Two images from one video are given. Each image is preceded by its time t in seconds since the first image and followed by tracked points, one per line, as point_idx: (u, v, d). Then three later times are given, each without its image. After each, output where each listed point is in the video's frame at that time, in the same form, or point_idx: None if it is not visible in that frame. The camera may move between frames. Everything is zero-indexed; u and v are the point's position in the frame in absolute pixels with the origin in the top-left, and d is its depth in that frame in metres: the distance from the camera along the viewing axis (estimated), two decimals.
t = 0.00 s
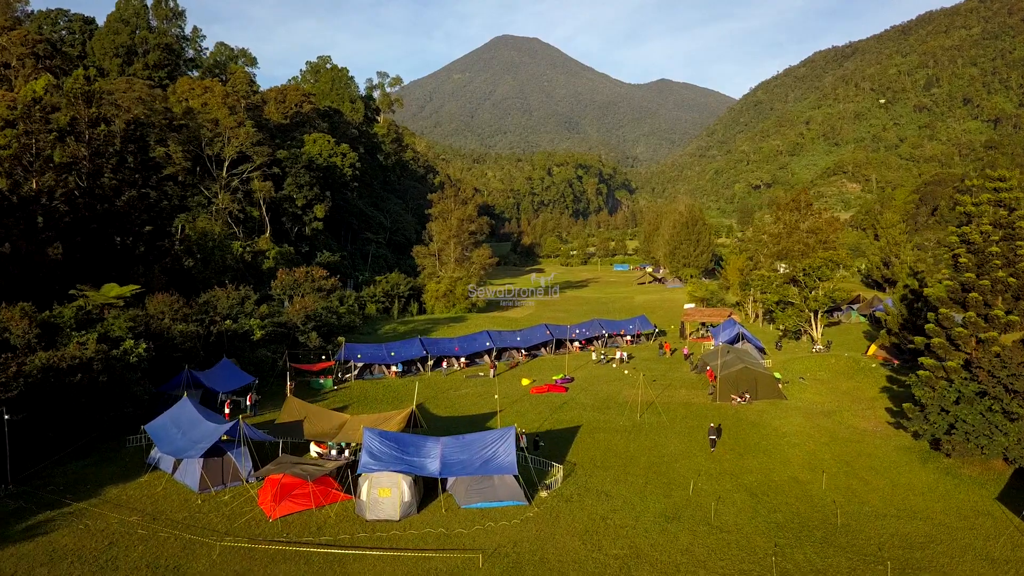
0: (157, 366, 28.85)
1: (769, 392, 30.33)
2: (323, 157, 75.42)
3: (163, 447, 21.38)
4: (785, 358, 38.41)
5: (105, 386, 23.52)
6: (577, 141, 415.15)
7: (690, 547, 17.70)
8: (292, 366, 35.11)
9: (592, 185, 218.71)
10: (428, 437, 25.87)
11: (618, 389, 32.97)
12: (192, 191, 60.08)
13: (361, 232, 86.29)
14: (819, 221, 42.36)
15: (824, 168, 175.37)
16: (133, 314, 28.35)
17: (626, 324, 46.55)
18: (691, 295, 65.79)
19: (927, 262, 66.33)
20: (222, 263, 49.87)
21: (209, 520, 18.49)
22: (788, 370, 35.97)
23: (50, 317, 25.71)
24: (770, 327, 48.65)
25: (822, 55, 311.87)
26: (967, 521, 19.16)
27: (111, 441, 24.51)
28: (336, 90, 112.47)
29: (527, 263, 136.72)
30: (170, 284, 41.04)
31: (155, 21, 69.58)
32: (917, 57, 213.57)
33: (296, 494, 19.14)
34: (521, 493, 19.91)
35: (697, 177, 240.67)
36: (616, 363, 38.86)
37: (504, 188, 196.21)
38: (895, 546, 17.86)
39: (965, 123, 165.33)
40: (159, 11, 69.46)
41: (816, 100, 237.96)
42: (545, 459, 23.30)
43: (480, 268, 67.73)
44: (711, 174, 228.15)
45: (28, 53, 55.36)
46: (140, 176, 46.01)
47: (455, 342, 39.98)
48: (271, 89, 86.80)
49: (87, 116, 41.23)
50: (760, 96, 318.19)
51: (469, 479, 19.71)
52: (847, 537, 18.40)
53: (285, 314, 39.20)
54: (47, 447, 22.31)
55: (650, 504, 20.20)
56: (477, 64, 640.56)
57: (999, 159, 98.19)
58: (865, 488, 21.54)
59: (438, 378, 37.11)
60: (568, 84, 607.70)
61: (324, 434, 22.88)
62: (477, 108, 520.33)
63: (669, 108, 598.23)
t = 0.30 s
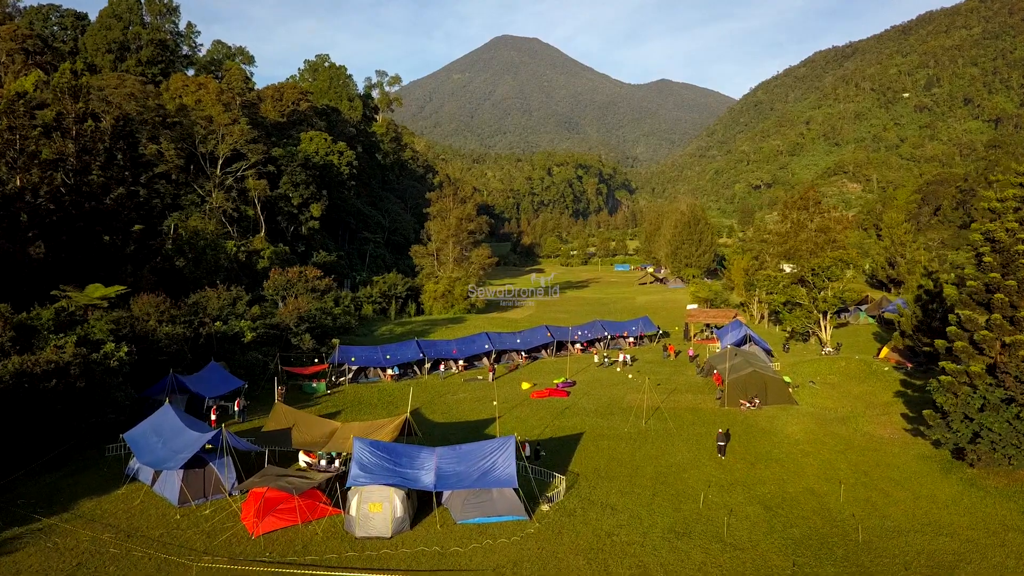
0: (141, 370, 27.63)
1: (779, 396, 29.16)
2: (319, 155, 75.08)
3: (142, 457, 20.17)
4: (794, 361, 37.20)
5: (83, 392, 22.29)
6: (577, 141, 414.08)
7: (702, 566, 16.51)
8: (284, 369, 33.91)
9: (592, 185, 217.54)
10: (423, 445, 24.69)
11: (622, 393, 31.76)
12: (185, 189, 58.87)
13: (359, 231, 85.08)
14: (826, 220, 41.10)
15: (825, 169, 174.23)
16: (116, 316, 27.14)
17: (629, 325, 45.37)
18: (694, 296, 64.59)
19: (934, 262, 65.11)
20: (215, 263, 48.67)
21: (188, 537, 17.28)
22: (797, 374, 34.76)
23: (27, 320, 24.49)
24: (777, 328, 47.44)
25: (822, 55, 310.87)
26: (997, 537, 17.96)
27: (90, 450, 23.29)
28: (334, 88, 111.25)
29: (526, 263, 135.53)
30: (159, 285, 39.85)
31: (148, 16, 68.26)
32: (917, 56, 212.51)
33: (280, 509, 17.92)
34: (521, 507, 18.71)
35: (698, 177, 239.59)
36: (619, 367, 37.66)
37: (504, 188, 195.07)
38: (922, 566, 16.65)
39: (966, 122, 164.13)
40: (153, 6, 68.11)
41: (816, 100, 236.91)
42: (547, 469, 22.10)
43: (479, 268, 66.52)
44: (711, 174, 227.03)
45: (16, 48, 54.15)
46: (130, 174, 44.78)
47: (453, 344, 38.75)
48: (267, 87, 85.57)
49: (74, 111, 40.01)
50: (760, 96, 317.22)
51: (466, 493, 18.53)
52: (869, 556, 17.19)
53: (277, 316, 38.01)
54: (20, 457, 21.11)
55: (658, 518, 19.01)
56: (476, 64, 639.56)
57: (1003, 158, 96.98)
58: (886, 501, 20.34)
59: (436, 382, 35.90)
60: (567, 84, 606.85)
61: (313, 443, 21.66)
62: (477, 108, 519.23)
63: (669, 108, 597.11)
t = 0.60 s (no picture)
0: (123, 374, 26.38)
1: (790, 402, 27.91)
2: (317, 153, 73.42)
3: (118, 469, 18.98)
4: (803, 364, 36.02)
5: (58, 399, 21.05)
6: (577, 141, 413.01)
7: None
8: (275, 372, 32.73)
9: (592, 185, 216.37)
10: (418, 454, 23.50)
11: (626, 398, 30.58)
12: (178, 187, 57.69)
13: (356, 231, 83.92)
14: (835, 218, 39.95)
15: (825, 169, 173.07)
16: (96, 318, 25.88)
17: (632, 327, 44.18)
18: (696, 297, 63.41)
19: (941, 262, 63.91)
20: (207, 263, 47.50)
21: (163, 557, 16.08)
22: (807, 377, 33.58)
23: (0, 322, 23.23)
24: (783, 330, 46.29)
25: (822, 55, 309.97)
26: None
27: (67, 459, 22.03)
28: (332, 86, 110.04)
29: (526, 263, 134.34)
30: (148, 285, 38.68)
31: (141, 11, 66.90)
32: (917, 56, 211.54)
33: (262, 526, 16.76)
34: (521, 523, 17.49)
35: (698, 177, 238.51)
36: (621, 370, 36.50)
37: (504, 188, 193.91)
38: None
39: (968, 122, 163.02)
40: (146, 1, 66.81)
41: (817, 100, 235.87)
42: (548, 480, 20.92)
43: (478, 268, 65.37)
44: (711, 175, 225.94)
45: (5, 43, 52.97)
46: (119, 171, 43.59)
47: (450, 346, 37.53)
48: (264, 84, 84.38)
49: (60, 106, 38.79)
50: (760, 96, 316.23)
51: (463, 507, 17.33)
52: None
53: (269, 317, 36.76)
54: None
55: (668, 534, 17.81)
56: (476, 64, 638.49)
57: (1007, 157, 95.84)
58: (909, 514, 19.09)
59: (432, 386, 34.71)
60: (567, 84, 605.83)
61: (301, 452, 20.49)
62: (477, 109, 518.08)
63: (669, 108, 596.25)
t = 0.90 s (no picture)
0: (104, 379, 25.13)
1: (803, 408, 26.64)
2: (313, 151, 72.19)
3: (92, 482, 17.77)
4: (813, 366, 34.83)
5: (30, 406, 19.83)
6: (577, 142, 411.69)
7: None
8: (266, 375, 31.52)
9: (592, 184, 215.13)
10: (412, 464, 22.29)
11: (630, 403, 29.37)
12: (171, 185, 56.47)
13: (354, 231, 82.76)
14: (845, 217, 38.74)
15: (826, 169, 171.88)
16: (75, 320, 24.63)
17: (635, 328, 42.99)
18: (700, 297, 62.17)
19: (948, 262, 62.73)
20: (199, 262, 46.28)
21: None
22: (818, 381, 32.40)
23: None
24: (790, 331, 45.10)
25: (823, 55, 308.95)
26: None
27: (40, 470, 20.79)
28: (330, 85, 108.77)
29: (526, 263, 133.11)
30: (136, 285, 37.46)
31: (135, 7, 65.72)
32: (918, 56, 210.58)
33: (242, 546, 15.57)
34: (521, 542, 16.29)
35: (698, 177, 237.28)
36: (625, 373, 35.31)
37: (504, 188, 192.65)
38: None
39: (969, 122, 161.85)
40: None
41: (817, 100, 234.81)
42: (550, 493, 19.75)
43: (477, 268, 64.18)
44: (711, 174, 224.77)
45: None
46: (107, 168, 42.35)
47: (448, 349, 36.33)
48: (260, 82, 83.24)
49: (46, 100, 37.54)
50: (760, 96, 315.14)
51: (458, 525, 16.15)
52: None
53: (260, 319, 35.48)
54: None
55: (678, 553, 16.61)
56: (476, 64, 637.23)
57: (1011, 156, 94.72)
58: (935, 530, 17.86)
59: (429, 389, 33.53)
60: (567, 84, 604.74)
61: (288, 462, 19.30)
62: (477, 108, 516.74)
63: (668, 108, 595.31)
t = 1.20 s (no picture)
0: (82, 385, 23.87)
1: (816, 415, 25.40)
2: (309, 149, 71.05)
3: (61, 497, 16.56)
4: (824, 370, 33.61)
5: None
6: (577, 142, 410.45)
7: None
8: (255, 379, 30.31)
9: (593, 184, 213.92)
10: (406, 476, 21.06)
11: (635, 408, 28.16)
12: (163, 183, 55.23)
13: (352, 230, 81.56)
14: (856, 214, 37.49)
15: (826, 169, 170.73)
16: (52, 323, 23.33)
17: (639, 330, 41.78)
18: (703, 298, 60.95)
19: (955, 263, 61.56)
20: (190, 262, 45.09)
21: None
22: (829, 385, 31.19)
23: None
24: (798, 333, 43.90)
25: (823, 55, 307.98)
26: None
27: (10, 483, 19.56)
28: (328, 83, 107.56)
29: (526, 263, 131.85)
30: (124, 285, 36.33)
31: (128, 2, 64.78)
32: (919, 56, 209.60)
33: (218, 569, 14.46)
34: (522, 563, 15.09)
35: (698, 177, 236.17)
36: (630, 376, 34.11)
37: (503, 188, 191.43)
38: None
39: (969, 122, 160.45)
40: None
41: (818, 100, 233.74)
42: (552, 508, 18.58)
43: (476, 268, 62.99)
44: (711, 174, 223.61)
45: None
46: (96, 165, 41.16)
47: (446, 351, 35.11)
48: (257, 80, 82.12)
49: (31, 94, 36.33)
50: (760, 96, 314.16)
51: (454, 546, 14.93)
52: None
53: (251, 320, 34.20)
54: None
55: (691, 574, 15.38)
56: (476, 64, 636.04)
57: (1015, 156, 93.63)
58: (966, 547, 16.61)
59: (426, 394, 32.31)
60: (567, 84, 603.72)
61: (272, 474, 18.09)
62: (477, 108, 515.56)
63: (668, 108, 594.40)
